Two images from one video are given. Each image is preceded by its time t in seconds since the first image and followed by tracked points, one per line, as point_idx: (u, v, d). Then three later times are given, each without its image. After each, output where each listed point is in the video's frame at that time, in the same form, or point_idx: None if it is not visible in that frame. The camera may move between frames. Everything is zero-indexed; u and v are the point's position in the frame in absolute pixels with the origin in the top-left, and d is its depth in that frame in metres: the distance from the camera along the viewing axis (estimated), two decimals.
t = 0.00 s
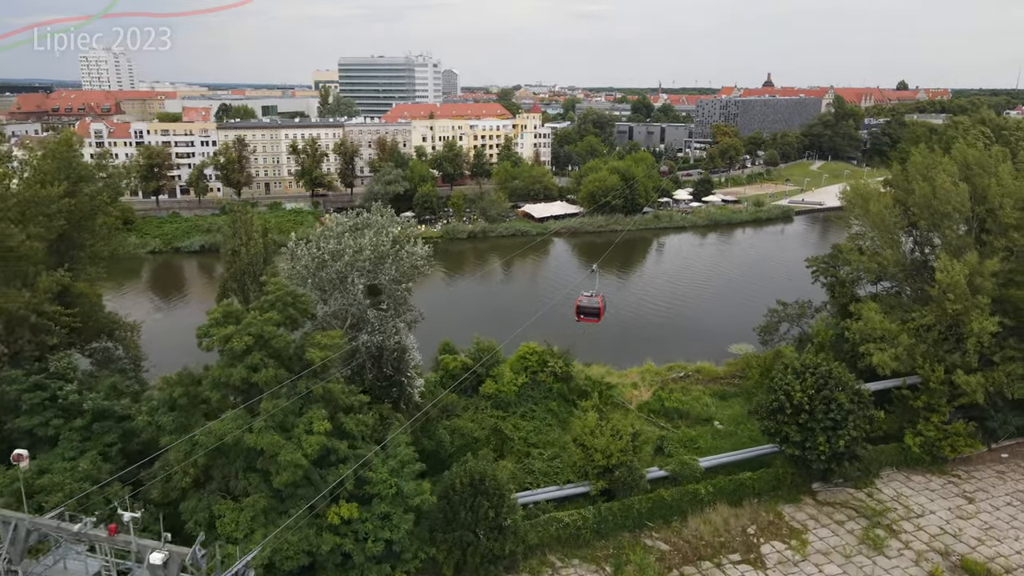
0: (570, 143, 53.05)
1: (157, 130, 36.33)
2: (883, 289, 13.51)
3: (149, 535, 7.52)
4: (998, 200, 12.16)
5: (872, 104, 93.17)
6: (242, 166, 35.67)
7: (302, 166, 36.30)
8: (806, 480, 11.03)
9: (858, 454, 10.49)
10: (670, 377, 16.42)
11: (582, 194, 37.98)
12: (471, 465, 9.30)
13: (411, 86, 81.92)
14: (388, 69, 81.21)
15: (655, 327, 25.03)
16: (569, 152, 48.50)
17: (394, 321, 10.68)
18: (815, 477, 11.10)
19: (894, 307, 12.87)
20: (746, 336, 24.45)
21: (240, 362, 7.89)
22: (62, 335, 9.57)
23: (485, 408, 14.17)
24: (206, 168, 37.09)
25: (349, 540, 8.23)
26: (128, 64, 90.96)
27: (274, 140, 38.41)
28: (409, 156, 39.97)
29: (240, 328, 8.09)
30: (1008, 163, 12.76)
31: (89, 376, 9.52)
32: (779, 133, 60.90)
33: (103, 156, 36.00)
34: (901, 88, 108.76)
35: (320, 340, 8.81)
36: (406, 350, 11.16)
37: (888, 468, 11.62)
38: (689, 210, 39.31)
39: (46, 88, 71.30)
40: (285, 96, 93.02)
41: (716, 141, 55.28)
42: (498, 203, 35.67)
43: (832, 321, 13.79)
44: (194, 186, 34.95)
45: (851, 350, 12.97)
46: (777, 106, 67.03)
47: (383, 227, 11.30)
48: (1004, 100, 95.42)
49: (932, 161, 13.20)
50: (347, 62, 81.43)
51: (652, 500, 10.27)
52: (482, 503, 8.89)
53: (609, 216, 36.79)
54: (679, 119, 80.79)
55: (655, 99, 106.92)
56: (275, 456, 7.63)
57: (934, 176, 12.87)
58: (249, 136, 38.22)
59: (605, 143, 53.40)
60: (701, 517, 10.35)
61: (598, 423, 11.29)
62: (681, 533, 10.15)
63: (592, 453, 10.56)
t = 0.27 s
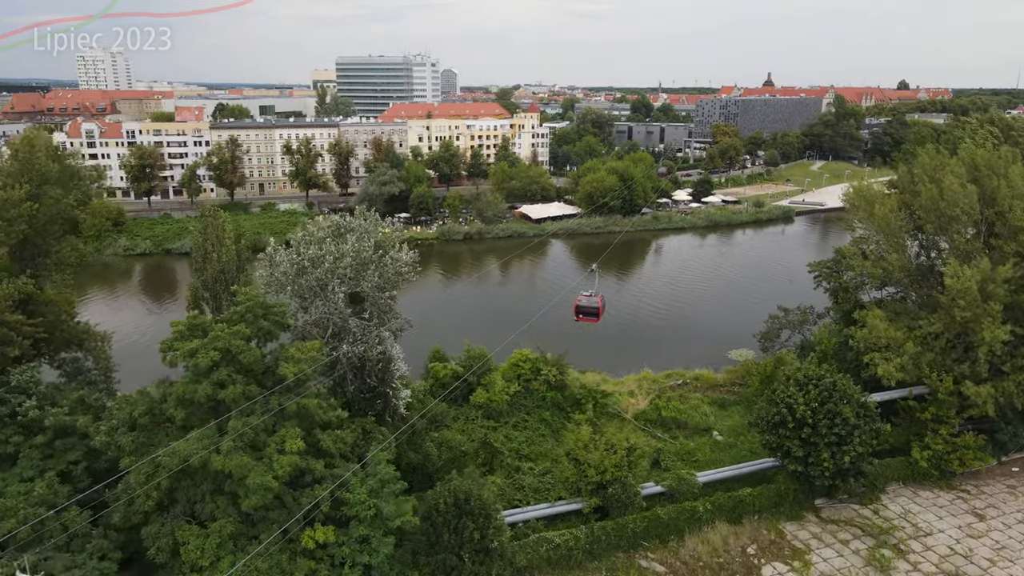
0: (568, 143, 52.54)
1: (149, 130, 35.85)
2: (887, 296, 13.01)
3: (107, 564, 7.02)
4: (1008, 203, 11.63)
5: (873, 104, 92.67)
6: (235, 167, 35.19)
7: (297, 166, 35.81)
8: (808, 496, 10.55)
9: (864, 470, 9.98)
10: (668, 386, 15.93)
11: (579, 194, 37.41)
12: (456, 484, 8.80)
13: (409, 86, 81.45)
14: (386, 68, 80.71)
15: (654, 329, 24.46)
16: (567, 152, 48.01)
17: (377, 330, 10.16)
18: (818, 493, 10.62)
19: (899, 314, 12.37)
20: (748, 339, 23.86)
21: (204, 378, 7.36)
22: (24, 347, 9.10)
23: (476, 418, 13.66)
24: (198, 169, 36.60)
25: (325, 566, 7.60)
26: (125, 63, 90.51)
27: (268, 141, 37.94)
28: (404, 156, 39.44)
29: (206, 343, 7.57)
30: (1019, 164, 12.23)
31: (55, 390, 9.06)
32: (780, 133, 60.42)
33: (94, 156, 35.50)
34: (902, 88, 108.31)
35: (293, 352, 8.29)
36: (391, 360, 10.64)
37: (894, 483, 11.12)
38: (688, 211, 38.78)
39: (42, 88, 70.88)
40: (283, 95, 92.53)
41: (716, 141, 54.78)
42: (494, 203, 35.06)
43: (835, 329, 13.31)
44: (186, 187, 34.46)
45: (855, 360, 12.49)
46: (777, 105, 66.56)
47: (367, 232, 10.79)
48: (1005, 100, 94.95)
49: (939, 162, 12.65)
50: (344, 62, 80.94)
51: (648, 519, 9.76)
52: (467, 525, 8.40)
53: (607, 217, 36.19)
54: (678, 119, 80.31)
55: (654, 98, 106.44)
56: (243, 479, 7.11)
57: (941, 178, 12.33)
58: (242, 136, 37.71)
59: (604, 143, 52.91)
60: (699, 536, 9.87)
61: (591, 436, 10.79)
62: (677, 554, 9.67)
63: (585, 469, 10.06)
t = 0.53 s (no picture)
0: (565, 144, 51.93)
1: (138, 129, 35.22)
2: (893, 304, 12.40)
3: None
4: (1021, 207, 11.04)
5: (872, 104, 92.15)
6: (225, 167, 34.55)
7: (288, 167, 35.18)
8: (811, 518, 9.95)
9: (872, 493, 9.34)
10: (664, 397, 15.32)
11: (575, 195, 36.74)
12: (434, 513, 8.17)
13: (406, 86, 80.86)
14: (382, 67, 80.03)
15: (652, 333, 23.74)
16: (563, 152, 47.38)
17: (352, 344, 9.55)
18: (820, 515, 10.03)
19: (906, 324, 11.76)
20: (749, 344, 23.15)
21: (156, 402, 6.79)
22: None
23: (462, 432, 13.04)
24: (188, 170, 35.93)
25: None
26: (120, 62, 89.90)
27: (259, 141, 37.34)
28: (398, 156, 38.82)
29: (156, 363, 6.99)
30: None
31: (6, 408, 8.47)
32: (779, 133, 59.84)
33: (81, 156, 34.83)
34: (902, 87, 107.76)
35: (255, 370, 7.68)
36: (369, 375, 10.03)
37: (901, 504, 10.52)
38: (686, 212, 38.17)
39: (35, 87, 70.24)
40: (279, 95, 91.84)
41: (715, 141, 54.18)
42: (488, 205, 34.42)
43: (838, 339, 12.69)
44: (175, 188, 33.81)
45: (859, 372, 11.86)
46: (776, 105, 65.97)
47: (343, 238, 10.18)
48: (1005, 100, 94.45)
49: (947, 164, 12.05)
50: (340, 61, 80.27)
51: (640, 545, 9.13)
52: (444, 556, 7.78)
53: (604, 219, 35.57)
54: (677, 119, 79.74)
55: (653, 98, 105.98)
56: (196, 512, 6.48)
57: (950, 181, 11.72)
58: (232, 135, 37.06)
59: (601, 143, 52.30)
60: (695, 562, 9.27)
61: (581, 454, 10.17)
62: None
63: (575, 492, 9.44)
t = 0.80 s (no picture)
0: (558, 144, 51.21)
1: (121, 130, 34.40)
2: (897, 316, 11.73)
3: None
4: None
5: (868, 103, 91.70)
6: (210, 168, 33.74)
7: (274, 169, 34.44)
8: (813, 549, 9.25)
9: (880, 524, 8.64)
10: (656, 411, 14.63)
11: (568, 197, 36.00)
12: (402, 552, 7.46)
13: (398, 85, 80.06)
14: (375, 67, 79.21)
15: (648, 338, 22.99)
16: (556, 152, 46.68)
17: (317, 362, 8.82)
18: (823, 545, 9.33)
19: (911, 337, 11.08)
20: (749, 348, 22.39)
21: (80, 440, 6.14)
22: None
23: (443, 450, 12.33)
24: (172, 171, 35.09)
25: None
26: (110, 61, 88.87)
27: (245, 142, 36.54)
28: (387, 157, 38.04)
29: (84, 395, 6.32)
30: None
31: None
32: (775, 133, 59.27)
33: (62, 157, 33.99)
34: (897, 87, 107.43)
35: (199, 398, 6.95)
36: (337, 395, 9.30)
37: (908, 530, 9.85)
38: (681, 214, 37.49)
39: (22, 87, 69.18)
40: (270, 95, 90.92)
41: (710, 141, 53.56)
42: (479, 207, 33.69)
43: (839, 352, 11.99)
44: (158, 190, 32.98)
45: (862, 388, 11.16)
46: (772, 105, 65.40)
47: (309, 248, 9.45)
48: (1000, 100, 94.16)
49: (956, 167, 11.33)
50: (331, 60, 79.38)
51: None
52: None
53: (597, 221, 34.87)
54: (672, 119, 79.13)
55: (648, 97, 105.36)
56: (126, 563, 5.76)
57: (960, 185, 11.04)
58: (218, 136, 36.25)
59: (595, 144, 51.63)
60: None
61: (567, 480, 9.45)
62: None
63: (559, 523, 8.73)
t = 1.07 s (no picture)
0: (548, 145, 50.45)
1: (97, 131, 33.42)
2: (904, 330, 10.96)
3: None
4: None
5: (860, 103, 91.36)
6: (189, 171, 32.85)
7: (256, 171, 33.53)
8: None
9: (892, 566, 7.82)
10: (647, 428, 13.86)
11: (557, 199, 35.17)
12: None
13: (387, 85, 79.19)
14: (364, 67, 78.32)
15: (642, 343, 22.18)
16: (546, 153, 45.91)
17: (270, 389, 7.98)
18: None
19: (919, 355, 10.30)
20: (746, 354, 21.59)
21: None
22: None
23: (419, 475, 11.50)
24: (150, 173, 34.16)
25: None
26: (95, 61, 87.64)
27: (226, 143, 35.60)
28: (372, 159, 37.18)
29: None
30: None
31: None
32: (767, 133, 58.70)
33: (37, 159, 33.03)
34: (888, 87, 107.33)
35: (125, 444, 6.77)
36: (295, 423, 8.45)
37: (919, 567, 9.04)
38: (673, 216, 36.71)
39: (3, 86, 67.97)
40: (257, 94, 89.91)
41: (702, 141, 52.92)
42: (466, 209, 32.83)
43: (841, 371, 11.20)
44: (135, 192, 32.08)
45: (866, 409, 10.38)
46: (764, 105, 64.88)
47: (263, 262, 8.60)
48: (991, 100, 94.12)
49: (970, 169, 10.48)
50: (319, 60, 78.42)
51: None
52: None
53: (587, 224, 34.06)
54: (664, 119, 78.54)
55: (639, 97, 104.79)
56: None
57: (973, 190, 10.24)
58: (198, 137, 35.30)
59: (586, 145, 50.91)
60: None
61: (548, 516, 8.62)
62: None
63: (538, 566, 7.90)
